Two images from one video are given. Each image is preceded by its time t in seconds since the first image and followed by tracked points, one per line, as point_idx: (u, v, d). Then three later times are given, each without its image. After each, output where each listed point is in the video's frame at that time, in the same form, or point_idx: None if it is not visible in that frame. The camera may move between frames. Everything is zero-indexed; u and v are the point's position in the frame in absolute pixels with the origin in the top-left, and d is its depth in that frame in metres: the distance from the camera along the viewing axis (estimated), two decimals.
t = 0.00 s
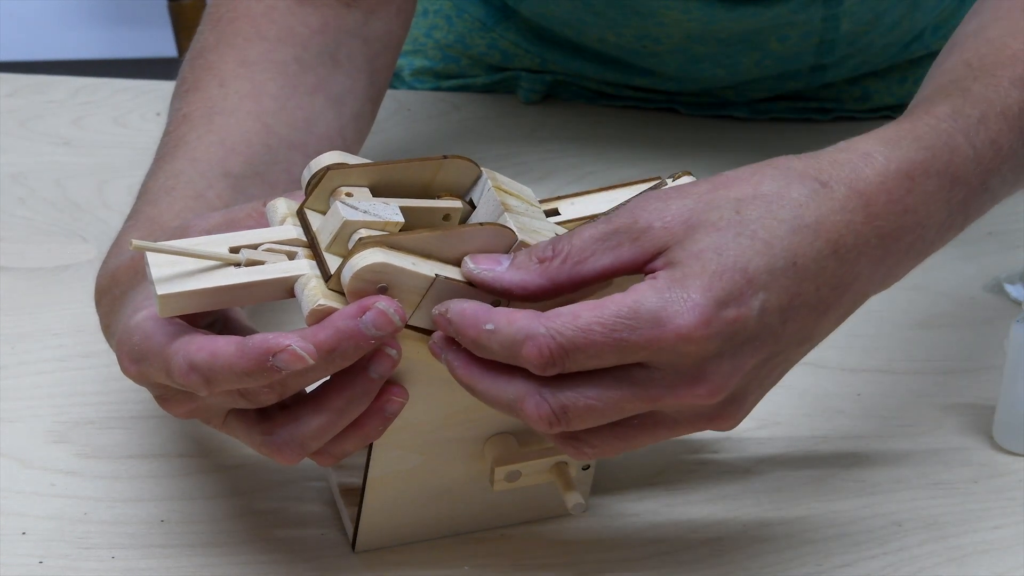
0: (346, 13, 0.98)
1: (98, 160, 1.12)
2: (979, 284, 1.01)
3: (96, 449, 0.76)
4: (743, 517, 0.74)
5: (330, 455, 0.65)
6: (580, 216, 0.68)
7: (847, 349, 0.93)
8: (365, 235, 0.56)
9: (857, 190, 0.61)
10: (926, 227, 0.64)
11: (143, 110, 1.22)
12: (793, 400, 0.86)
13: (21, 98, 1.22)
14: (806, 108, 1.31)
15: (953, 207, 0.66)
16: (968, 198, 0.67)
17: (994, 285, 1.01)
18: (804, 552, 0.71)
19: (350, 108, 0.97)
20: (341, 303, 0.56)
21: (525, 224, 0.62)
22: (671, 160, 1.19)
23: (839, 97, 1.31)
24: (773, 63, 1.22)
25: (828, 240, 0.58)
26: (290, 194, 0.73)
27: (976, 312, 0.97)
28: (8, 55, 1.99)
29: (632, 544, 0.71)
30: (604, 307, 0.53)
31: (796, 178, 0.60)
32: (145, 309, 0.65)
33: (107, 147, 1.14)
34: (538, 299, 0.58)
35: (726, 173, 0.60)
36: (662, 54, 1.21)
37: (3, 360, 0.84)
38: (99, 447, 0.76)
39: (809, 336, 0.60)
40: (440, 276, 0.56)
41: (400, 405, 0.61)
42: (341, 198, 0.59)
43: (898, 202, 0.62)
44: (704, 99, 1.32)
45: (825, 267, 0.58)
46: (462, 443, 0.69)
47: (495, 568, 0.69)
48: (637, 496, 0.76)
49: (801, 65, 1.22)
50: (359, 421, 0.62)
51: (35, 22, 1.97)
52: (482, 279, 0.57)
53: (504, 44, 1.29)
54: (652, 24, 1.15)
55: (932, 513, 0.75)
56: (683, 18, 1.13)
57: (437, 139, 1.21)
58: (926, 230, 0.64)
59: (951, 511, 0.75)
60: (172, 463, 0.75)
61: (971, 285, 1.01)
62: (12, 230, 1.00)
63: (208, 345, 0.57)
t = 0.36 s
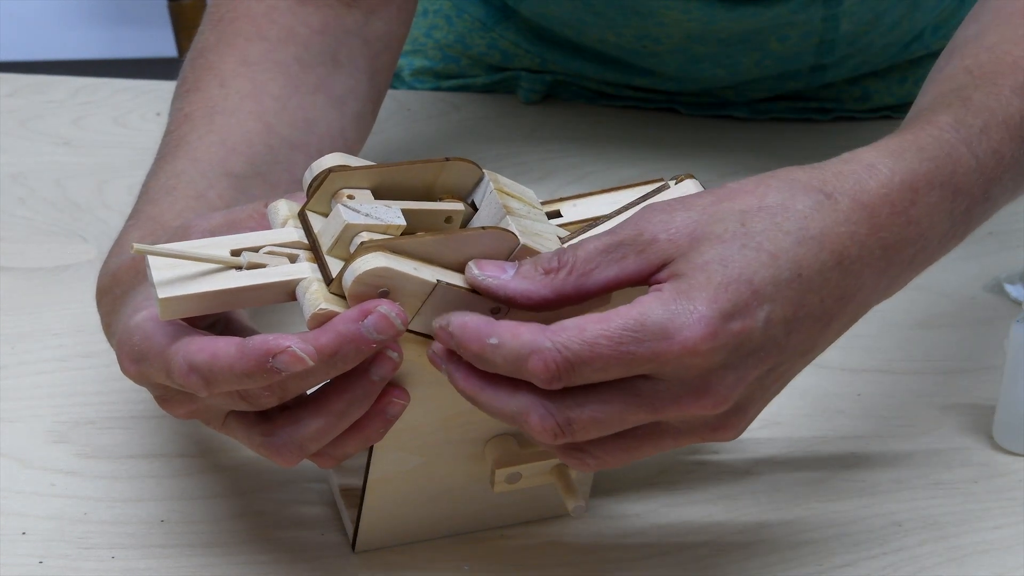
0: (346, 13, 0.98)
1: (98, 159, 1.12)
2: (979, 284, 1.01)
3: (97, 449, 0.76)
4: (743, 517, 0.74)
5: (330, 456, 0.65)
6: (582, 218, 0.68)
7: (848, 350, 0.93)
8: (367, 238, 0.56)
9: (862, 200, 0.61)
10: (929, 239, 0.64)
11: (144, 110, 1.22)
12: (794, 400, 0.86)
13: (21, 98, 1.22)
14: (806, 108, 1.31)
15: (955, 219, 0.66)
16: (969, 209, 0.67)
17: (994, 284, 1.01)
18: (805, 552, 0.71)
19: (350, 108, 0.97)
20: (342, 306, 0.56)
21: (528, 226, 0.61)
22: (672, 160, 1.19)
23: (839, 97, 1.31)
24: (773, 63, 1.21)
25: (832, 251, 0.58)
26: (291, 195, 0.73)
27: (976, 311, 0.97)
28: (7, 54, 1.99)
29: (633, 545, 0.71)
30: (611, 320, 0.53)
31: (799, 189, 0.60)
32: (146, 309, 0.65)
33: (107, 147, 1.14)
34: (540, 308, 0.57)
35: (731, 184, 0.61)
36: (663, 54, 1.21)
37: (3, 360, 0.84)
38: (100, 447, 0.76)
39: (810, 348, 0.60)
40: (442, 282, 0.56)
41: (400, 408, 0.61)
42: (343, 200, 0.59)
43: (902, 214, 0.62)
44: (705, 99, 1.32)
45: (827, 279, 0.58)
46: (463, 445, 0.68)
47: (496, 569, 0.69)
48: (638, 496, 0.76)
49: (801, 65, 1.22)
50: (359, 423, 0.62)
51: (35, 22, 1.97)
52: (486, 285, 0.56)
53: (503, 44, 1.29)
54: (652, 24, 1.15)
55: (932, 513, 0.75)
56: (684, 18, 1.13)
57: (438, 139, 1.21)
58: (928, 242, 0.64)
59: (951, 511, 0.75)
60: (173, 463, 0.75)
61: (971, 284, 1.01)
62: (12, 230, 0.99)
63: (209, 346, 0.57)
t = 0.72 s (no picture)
0: (343, 13, 0.98)
1: (97, 160, 1.12)
2: (980, 284, 1.01)
3: (97, 449, 0.76)
4: (742, 517, 0.74)
5: (329, 455, 0.65)
6: (582, 217, 0.68)
7: (849, 349, 0.93)
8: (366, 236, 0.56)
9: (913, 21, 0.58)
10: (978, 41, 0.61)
11: (143, 111, 1.22)
12: (795, 400, 0.86)
13: (21, 98, 1.22)
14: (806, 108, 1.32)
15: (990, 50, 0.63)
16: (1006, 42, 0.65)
17: (994, 284, 1.01)
18: (805, 551, 0.71)
19: (348, 108, 0.97)
20: (342, 305, 0.56)
21: (527, 225, 0.62)
22: (672, 160, 1.19)
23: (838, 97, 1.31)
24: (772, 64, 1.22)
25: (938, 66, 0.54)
26: (290, 195, 0.73)
27: (976, 311, 0.97)
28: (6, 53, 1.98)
29: (633, 544, 0.71)
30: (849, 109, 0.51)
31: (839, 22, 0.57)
32: (145, 308, 0.65)
33: (107, 147, 1.14)
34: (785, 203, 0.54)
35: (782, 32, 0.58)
36: (660, 54, 1.22)
37: (3, 360, 0.84)
38: (100, 447, 0.76)
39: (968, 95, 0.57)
40: (441, 280, 0.56)
41: (401, 408, 0.61)
42: (342, 199, 0.59)
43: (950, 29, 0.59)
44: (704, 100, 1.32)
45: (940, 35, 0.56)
46: (462, 444, 0.68)
47: (494, 569, 0.69)
48: (638, 496, 0.76)
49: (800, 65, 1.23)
50: (359, 423, 0.62)
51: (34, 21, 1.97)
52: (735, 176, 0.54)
53: (502, 44, 1.29)
54: (651, 24, 1.15)
55: (932, 513, 0.75)
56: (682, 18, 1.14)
57: (437, 139, 1.21)
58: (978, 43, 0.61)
59: (951, 511, 0.75)
60: (173, 463, 0.75)
61: (971, 285, 1.01)
62: (11, 230, 0.99)
63: (211, 345, 0.57)
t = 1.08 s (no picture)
0: (334, 13, 0.98)
1: (97, 160, 1.12)
2: (980, 284, 1.01)
3: (96, 449, 0.76)
4: (742, 517, 0.74)
5: (329, 455, 0.65)
6: (581, 217, 0.68)
7: (849, 349, 0.93)
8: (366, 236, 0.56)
9: None
10: None
11: (142, 110, 1.22)
12: (794, 400, 0.86)
13: (20, 98, 1.22)
14: (806, 108, 1.32)
15: None
16: None
17: (995, 284, 1.01)
18: (804, 551, 0.71)
19: (338, 109, 0.98)
20: (342, 305, 0.56)
21: (527, 225, 0.62)
22: (671, 161, 1.19)
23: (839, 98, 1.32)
24: (771, 64, 1.22)
25: None
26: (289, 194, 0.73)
27: (976, 311, 0.97)
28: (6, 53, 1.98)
29: (633, 544, 0.71)
30: None
31: None
32: (144, 307, 0.65)
33: (107, 147, 1.14)
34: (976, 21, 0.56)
35: None
36: (659, 55, 1.22)
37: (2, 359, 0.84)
38: (99, 447, 0.76)
39: None
40: (441, 281, 0.56)
41: (401, 409, 0.61)
42: (342, 200, 0.59)
43: None
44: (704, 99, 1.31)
45: None
46: (461, 444, 0.68)
47: (494, 569, 0.69)
48: (638, 496, 0.76)
49: (800, 66, 1.22)
50: (359, 422, 0.62)
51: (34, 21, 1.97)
52: None
53: (501, 45, 1.29)
54: (647, 24, 1.16)
55: (932, 513, 0.75)
56: (679, 17, 1.14)
57: (436, 139, 1.21)
58: None
59: (950, 511, 0.75)
60: (172, 463, 0.75)
61: (971, 284, 1.01)
62: (11, 229, 0.99)
63: (215, 345, 0.57)
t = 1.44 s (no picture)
0: (330, 6, 0.99)
1: (97, 160, 1.12)
2: (980, 284, 1.01)
3: (96, 449, 0.76)
4: (743, 517, 0.74)
5: (328, 452, 0.65)
6: (580, 215, 0.67)
7: (849, 349, 0.93)
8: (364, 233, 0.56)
9: None
10: None
11: (142, 110, 1.22)
12: (794, 401, 0.86)
13: (20, 97, 1.22)
14: (805, 107, 1.32)
15: None
16: None
17: (995, 284, 1.01)
18: (805, 551, 0.71)
19: (334, 100, 0.99)
20: (341, 302, 0.56)
21: (526, 223, 0.61)
22: (670, 160, 1.19)
23: (837, 94, 1.33)
24: (768, 55, 1.22)
25: None
26: (289, 192, 0.73)
27: (976, 311, 0.97)
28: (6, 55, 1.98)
29: (633, 544, 0.71)
30: None
31: None
32: (144, 305, 0.65)
33: (107, 147, 1.14)
34: None
35: None
36: (656, 49, 1.22)
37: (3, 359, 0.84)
38: (99, 447, 0.76)
39: None
40: (440, 278, 0.57)
41: (400, 408, 0.61)
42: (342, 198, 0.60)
43: None
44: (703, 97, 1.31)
45: None
46: (461, 443, 0.68)
47: (494, 568, 0.69)
48: (638, 496, 0.76)
49: (797, 58, 1.23)
50: (359, 421, 0.62)
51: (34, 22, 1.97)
52: None
53: (499, 44, 1.31)
54: (645, 17, 1.16)
55: (932, 513, 0.75)
56: (675, 10, 1.15)
57: (435, 137, 1.21)
58: None
59: (951, 511, 0.75)
60: (172, 463, 0.75)
61: (971, 284, 1.01)
62: (11, 229, 0.99)
63: (216, 343, 0.57)
